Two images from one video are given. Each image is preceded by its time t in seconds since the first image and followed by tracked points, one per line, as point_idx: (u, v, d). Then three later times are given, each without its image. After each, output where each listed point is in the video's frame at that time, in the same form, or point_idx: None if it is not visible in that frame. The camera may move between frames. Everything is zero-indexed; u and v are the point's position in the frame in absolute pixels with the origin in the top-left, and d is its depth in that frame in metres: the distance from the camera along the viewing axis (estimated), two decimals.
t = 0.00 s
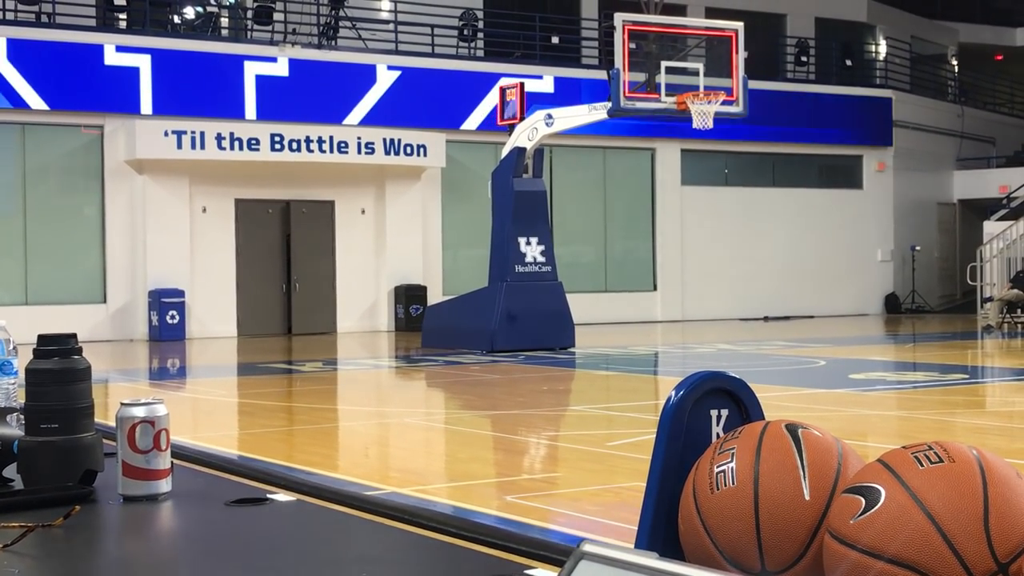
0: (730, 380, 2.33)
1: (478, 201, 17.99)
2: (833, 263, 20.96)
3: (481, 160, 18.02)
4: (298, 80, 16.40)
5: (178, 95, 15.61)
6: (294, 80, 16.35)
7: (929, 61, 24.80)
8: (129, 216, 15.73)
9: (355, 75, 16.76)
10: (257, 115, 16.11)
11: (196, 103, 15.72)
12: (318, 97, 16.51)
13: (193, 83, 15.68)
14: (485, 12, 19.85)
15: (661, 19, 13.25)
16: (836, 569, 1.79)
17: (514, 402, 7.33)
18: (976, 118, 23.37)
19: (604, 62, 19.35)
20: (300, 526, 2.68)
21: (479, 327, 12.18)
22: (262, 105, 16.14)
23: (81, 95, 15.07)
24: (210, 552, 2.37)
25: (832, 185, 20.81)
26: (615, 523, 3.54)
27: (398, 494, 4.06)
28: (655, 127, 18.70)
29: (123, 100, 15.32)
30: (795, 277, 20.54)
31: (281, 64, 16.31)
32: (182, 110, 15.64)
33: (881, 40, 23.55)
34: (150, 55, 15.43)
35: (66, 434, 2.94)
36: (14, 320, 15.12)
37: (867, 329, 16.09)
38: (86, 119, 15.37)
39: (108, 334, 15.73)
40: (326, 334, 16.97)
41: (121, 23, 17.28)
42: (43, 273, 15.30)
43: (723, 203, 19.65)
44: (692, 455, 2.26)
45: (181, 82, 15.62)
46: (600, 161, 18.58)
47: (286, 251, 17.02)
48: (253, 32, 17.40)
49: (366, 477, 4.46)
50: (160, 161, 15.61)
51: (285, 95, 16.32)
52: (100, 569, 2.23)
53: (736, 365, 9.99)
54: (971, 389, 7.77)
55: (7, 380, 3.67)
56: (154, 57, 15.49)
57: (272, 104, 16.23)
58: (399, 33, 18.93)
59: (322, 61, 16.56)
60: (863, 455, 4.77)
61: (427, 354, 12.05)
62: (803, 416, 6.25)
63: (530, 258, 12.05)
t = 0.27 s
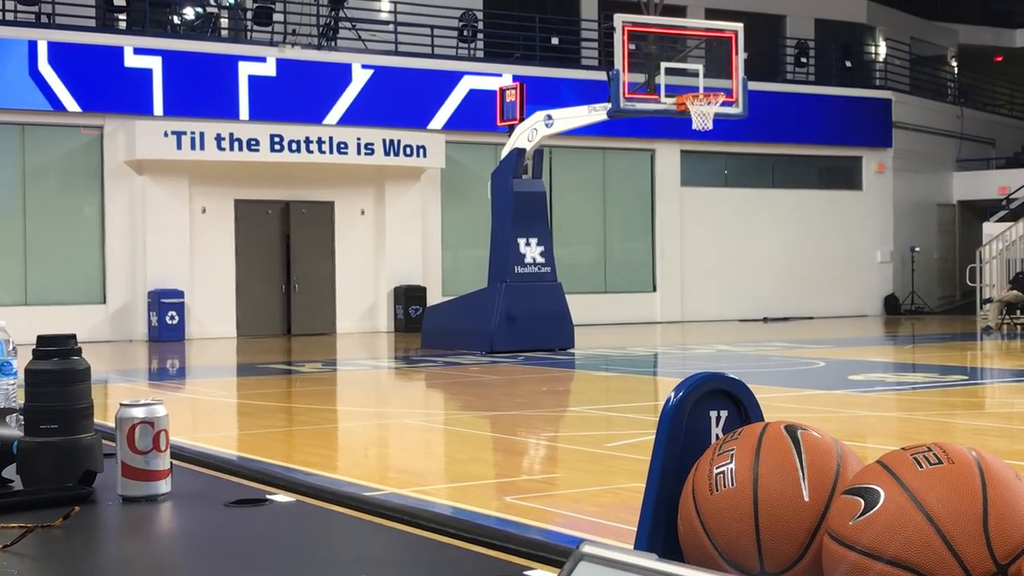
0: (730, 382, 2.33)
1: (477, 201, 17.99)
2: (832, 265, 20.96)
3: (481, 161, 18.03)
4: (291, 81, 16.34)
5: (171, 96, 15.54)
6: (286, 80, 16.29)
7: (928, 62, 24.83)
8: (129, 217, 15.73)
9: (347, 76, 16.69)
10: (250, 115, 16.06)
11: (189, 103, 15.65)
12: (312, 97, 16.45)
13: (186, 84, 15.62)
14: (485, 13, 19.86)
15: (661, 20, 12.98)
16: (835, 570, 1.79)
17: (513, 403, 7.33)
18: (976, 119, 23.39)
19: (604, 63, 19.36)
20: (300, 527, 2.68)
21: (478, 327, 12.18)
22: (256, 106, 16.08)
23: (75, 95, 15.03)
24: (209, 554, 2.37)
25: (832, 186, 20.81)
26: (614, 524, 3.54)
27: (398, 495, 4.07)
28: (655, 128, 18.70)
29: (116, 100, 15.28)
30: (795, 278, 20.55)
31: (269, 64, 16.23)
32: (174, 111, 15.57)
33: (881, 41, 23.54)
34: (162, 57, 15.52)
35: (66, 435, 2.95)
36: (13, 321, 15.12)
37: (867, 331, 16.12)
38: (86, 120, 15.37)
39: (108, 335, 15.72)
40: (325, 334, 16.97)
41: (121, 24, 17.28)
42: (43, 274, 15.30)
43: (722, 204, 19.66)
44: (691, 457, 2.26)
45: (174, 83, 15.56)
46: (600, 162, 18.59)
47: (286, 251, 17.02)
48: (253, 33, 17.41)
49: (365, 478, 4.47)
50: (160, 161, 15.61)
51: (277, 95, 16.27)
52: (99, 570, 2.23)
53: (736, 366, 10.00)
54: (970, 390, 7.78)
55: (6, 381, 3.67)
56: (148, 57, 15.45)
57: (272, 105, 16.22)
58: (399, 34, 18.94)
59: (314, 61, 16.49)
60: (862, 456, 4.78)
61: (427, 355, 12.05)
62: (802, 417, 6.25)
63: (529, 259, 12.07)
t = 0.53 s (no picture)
0: (729, 383, 2.33)
1: (477, 203, 17.99)
2: (832, 267, 20.97)
3: (480, 162, 18.03)
4: (285, 82, 16.30)
5: (166, 98, 15.49)
6: (280, 81, 16.24)
7: (928, 64, 24.84)
8: (128, 218, 15.73)
9: (343, 78, 16.66)
10: (246, 117, 16.02)
11: (190, 104, 15.65)
12: (307, 99, 16.41)
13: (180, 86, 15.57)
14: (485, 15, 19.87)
15: (660, 23, 13.22)
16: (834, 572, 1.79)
17: (513, 405, 7.34)
18: (975, 122, 23.40)
19: (603, 65, 19.37)
20: (299, 528, 2.68)
21: (477, 329, 12.18)
22: (252, 107, 16.03)
23: (73, 96, 15.01)
24: (209, 555, 2.37)
25: (831, 188, 20.82)
26: (612, 525, 3.54)
27: (397, 496, 4.07)
28: (655, 130, 18.71)
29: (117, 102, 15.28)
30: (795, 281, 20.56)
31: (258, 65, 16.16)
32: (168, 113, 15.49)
33: (881, 44, 23.56)
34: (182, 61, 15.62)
35: (65, 436, 2.95)
36: (12, 321, 15.11)
37: (867, 333, 16.13)
38: (86, 121, 15.37)
39: (107, 336, 15.71)
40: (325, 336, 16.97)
41: (121, 26, 17.28)
42: (42, 275, 15.29)
43: (722, 206, 19.67)
44: (691, 459, 2.26)
45: (170, 85, 15.50)
46: (599, 163, 18.59)
47: (286, 253, 17.02)
48: (252, 34, 17.41)
49: (364, 479, 4.47)
50: (160, 162, 15.61)
51: (273, 96, 16.22)
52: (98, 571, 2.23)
53: (736, 367, 10.01)
54: (969, 392, 7.78)
55: (5, 382, 3.67)
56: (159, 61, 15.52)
57: (273, 106, 16.20)
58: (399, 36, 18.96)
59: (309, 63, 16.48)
60: (861, 458, 4.79)
61: (426, 356, 12.05)
62: (801, 418, 6.26)
63: (529, 261, 12.08)
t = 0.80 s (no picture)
0: (727, 386, 2.33)
1: (476, 204, 17.99)
2: (831, 269, 20.98)
3: (479, 164, 18.03)
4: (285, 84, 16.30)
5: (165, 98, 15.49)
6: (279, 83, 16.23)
7: (927, 67, 24.86)
8: (127, 220, 15.74)
9: (341, 79, 16.64)
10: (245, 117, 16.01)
11: (189, 105, 15.63)
12: (306, 101, 16.39)
13: (176, 87, 15.54)
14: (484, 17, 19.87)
15: (660, 25, 13.29)
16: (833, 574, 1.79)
17: (511, 407, 7.33)
18: (974, 124, 23.41)
19: (603, 67, 19.38)
20: (298, 530, 2.68)
21: (476, 331, 12.17)
22: (250, 108, 16.00)
23: (72, 97, 15.00)
24: (206, 556, 2.37)
25: (830, 190, 20.82)
26: (610, 527, 3.54)
27: (395, 498, 4.07)
28: (654, 132, 18.71)
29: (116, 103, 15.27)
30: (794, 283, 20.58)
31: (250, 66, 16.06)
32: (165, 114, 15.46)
33: (880, 46, 23.58)
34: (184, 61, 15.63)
35: (63, 437, 2.95)
36: (11, 322, 15.11)
37: (866, 335, 16.13)
38: (86, 122, 15.37)
39: (106, 337, 15.71)
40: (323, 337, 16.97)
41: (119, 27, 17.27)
42: (41, 276, 15.28)
43: (721, 208, 19.68)
44: (690, 461, 2.26)
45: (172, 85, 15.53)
46: (598, 165, 18.59)
47: (285, 254, 17.03)
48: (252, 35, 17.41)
49: (363, 481, 4.47)
50: (159, 164, 15.61)
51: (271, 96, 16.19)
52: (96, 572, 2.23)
53: (734, 370, 10.01)
54: (968, 395, 7.78)
55: (4, 383, 3.67)
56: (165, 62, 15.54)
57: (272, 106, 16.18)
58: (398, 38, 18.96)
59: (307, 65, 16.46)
60: (860, 460, 4.78)
61: (425, 358, 12.04)
62: (799, 421, 6.25)
63: (528, 263, 12.09)
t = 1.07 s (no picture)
0: (727, 386, 2.33)
1: (476, 205, 17.99)
2: (830, 270, 20.99)
3: (479, 165, 18.04)
4: (285, 86, 16.34)
5: (165, 99, 15.52)
6: (279, 84, 16.27)
7: (927, 69, 24.86)
8: (127, 221, 15.75)
9: (341, 79, 16.65)
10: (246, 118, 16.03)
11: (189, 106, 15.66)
12: (306, 101, 16.41)
13: (176, 87, 15.55)
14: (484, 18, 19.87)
15: (659, 26, 13.34)
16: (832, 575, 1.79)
17: (510, 408, 7.33)
18: (974, 126, 23.41)
19: (603, 68, 19.37)
20: (298, 530, 2.68)
21: (475, 332, 12.17)
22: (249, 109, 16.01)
23: (72, 97, 15.01)
24: (206, 556, 2.37)
25: (830, 192, 20.84)
26: (610, 529, 3.54)
27: (394, 499, 4.07)
28: (655, 134, 18.70)
29: (116, 103, 15.29)
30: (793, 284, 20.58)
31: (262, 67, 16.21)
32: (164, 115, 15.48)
33: (880, 48, 23.58)
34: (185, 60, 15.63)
35: (62, 436, 2.95)
36: (11, 323, 15.11)
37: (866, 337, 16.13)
38: (86, 123, 15.38)
39: (105, 337, 15.71)
40: (323, 338, 16.97)
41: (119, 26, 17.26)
42: (41, 277, 15.28)
43: (721, 209, 19.68)
44: (689, 462, 2.26)
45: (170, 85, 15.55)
46: (598, 166, 18.59)
47: (285, 255, 17.03)
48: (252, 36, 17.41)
49: (362, 482, 4.46)
50: (159, 164, 15.61)
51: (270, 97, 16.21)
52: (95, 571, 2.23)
53: (733, 371, 10.02)
54: (967, 396, 7.78)
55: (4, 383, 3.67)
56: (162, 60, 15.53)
57: (272, 107, 16.22)
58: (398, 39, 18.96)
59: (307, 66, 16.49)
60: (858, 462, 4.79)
61: (425, 359, 12.04)
62: (798, 422, 6.25)
63: (528, 264, 12.09)
